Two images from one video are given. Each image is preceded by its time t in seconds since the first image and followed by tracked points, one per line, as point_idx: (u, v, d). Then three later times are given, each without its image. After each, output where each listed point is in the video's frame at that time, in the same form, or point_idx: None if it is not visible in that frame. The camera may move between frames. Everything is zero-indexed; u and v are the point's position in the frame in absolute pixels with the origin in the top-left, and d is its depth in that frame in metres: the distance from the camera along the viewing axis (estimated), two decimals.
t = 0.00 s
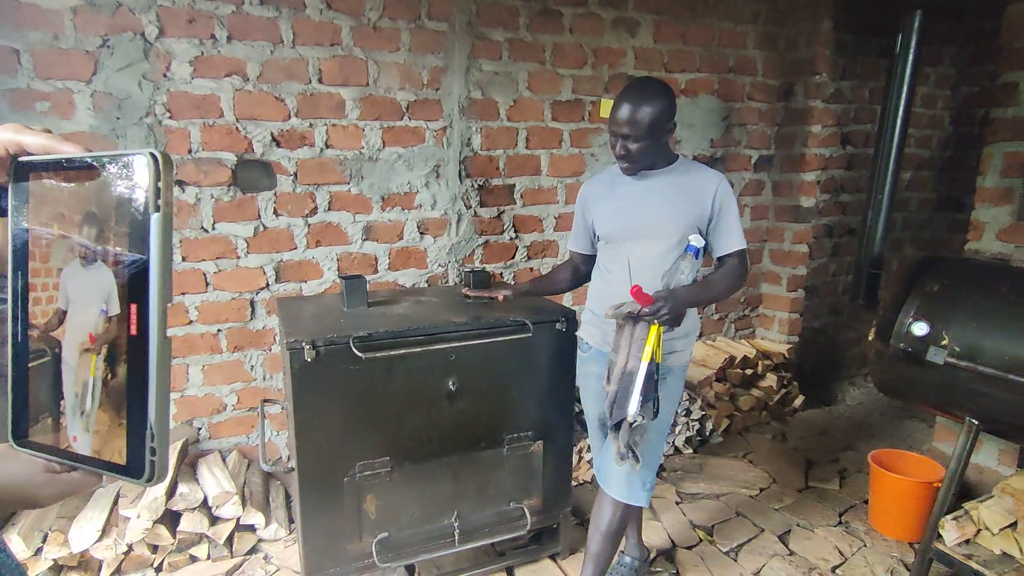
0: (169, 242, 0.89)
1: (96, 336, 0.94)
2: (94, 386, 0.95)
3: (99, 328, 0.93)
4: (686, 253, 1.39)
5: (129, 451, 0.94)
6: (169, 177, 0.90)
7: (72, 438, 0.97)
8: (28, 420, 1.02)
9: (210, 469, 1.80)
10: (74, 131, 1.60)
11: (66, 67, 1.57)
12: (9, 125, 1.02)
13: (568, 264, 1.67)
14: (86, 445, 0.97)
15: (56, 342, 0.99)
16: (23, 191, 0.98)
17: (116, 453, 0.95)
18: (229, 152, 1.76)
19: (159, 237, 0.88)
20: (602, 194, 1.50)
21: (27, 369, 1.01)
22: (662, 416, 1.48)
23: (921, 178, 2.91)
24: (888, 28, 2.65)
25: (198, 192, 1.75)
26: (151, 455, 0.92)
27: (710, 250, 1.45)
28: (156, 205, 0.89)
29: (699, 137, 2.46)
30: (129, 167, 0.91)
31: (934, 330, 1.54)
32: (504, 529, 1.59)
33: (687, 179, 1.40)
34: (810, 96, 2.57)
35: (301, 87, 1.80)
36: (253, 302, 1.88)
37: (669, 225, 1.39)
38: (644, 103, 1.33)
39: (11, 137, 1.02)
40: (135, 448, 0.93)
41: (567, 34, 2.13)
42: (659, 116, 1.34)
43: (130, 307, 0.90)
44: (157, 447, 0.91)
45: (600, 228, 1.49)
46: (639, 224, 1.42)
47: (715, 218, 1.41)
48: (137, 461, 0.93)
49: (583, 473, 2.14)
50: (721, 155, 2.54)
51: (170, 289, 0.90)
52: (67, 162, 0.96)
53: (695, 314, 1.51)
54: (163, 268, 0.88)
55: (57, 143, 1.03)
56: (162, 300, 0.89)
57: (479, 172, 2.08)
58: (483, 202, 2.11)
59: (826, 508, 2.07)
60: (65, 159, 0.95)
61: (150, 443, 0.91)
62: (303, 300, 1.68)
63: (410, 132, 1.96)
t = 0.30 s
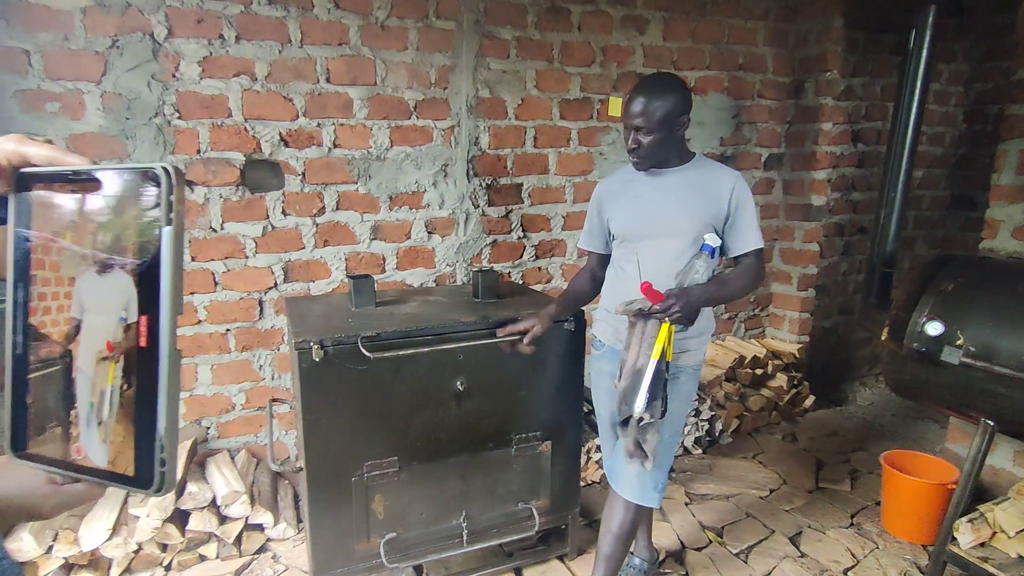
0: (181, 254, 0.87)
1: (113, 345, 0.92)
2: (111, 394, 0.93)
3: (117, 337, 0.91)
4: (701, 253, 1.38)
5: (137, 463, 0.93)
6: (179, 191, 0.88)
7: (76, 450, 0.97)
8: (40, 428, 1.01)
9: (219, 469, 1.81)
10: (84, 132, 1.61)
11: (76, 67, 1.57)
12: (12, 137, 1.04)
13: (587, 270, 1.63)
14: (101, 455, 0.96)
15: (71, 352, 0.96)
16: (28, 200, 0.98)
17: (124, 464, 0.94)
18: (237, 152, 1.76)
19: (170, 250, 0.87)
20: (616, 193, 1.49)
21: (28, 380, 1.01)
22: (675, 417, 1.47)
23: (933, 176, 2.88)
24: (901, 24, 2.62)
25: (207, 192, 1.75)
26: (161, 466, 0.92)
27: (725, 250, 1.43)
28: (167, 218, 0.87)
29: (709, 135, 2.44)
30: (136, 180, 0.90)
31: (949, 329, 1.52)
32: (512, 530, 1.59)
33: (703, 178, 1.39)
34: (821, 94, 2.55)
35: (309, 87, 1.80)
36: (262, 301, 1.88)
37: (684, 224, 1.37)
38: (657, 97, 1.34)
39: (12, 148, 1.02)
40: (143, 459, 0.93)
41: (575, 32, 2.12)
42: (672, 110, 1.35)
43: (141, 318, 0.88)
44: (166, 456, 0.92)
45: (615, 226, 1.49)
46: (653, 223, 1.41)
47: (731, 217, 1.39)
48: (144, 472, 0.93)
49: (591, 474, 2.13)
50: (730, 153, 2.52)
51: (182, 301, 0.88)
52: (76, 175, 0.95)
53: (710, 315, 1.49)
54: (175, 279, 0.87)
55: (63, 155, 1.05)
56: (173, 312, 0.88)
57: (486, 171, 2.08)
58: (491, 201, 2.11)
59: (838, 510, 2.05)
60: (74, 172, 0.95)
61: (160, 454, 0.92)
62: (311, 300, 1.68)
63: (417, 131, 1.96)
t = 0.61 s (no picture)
0: (179, 270, 0.90)
1: (122, 358, 0.92)
2: (118, 407, 0.94)
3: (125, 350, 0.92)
4: (708, 254, 1.36)
5: (134, 480, 0.95)
6: (180, 206, 0.90)
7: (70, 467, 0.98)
8: (39, 439, 1.00)
9: (223, 469, 1.81)
10: (89, 133, 1.61)
11: (81, 69, 1.58)
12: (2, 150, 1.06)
13: (592, 269, 1.62)
14: (107, 470, 0.96)
15: (75, 365, 0.96)
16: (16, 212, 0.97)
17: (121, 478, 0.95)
18: (241, 153, 1.76)
19: (170, 266, 0.89)
20: (625, 192, 1.48)
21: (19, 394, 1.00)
22: (679, 419, 1.46)
23: (939, 176, 2.86)
24: (906, 24, 2.61)
25: (211, 193, 1.75)
26: (161, 480, 0.94)
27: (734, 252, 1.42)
28: (167, 234, 0.89)
29: (713, 135, 2.44)
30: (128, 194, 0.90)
31: (956, 331, 1.51)
32: (516, 532, 1.58)
33: (713, 179, 1.38)
34: (826, 94, 2.54)
35: (313, 88, 1.80)
36: (266, 302, 1.88)
37: (692, 224, 1.37)
38: (669, 95, 1.33)
39: (3, 161, 1.04)
40: (139, 476, 0.95)
41: (579, 32, 2.11)
42: (684, 109, 1.34)
43: (138, 334, 0.91)
44: (166, 472, 0.94)
45: (623, 225, 1.48)
46: (661, 223, 1.40)
47: (741, 219, 1.38)
48: (141, 487, 0.95)
49: (595, 475, 2.12)
50: (735, 154, 2.51)
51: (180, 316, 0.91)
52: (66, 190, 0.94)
53: (717, 316, 1.48)
54: (174, 296, 0.90)
55: (53, 168, 1.07)
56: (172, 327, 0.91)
57: (490, 172, 2.07)
58: (494, 202, 2.10)
59: (844, 512, 2.03)
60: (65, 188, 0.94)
61: (160, 468, 0.94)
62: (314, 301, 1.68)
63: (421, 132, 1.96)
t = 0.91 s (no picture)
0: (169, 270, 0.88)
1: (120, 357, 0.90)
2: (118, 408, 0.91)
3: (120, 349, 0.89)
4: (706, 253, 1.37)
5: (127, 485, 0.93)
6: (169, 208, 0.88)
7: (56, 470, 0.96)
8: (35, 442, 0.98)
9: (223, 468, 1.81)
10: (91, 131, 1.61)
11: (83, 66, 1.58)
12: None
13: (592, 270, 1.62)
14: (108, 474, 0.93)
15: (74, 364, 0.94)
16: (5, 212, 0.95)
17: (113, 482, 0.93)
18: (242, 151, 1.76)
19: (160, 266, 0.87)
20: (623, 192, 1.48)
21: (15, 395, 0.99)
22: (678, 419, 1.45)
23: (942, 177, 2.85)
24: (909, 24, 2.60)
25: (212, 191, 1.75)
26: (151, 482, 0.93)
27: (733, 250, 1.42)
28: (157, 234, 0.87)
29: (715, 135, 2.43)
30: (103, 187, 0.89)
31: (959, 332, 1.50)
32: (516, 531, 1.58)
33: (710, 177, 1.38)
34: (829, 94, 2.53)
35: (315, 86, 1.80)
36: (267, 301, 1.88)
37: (691, 222, 1.37)
38: (673, 94, 1.33)
39: None
40: (132, 479, 0.93)
41: (581, 32, 2.11)
42: (700, 109, 1.36)
43: (129, 334, 0.88)
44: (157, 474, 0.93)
45: (622, 226, 1.48)
46: (660, 222, 1.40)
47: (739, 217, 1.38)
48: (135, 491, 0.93)
49: (595, 475, 2.12)
50: (737, 154, 2.50)
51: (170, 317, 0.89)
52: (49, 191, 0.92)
53: (717, 315, 1.48)
54: (163, 296, 0.87)
55: (38, 169, 1.15)
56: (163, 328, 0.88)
57: (491, 172, 2.07)
58: (496, 202, 2.10)
59: (845, 514, 2.03)
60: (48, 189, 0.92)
61: (152, 470, 0.92)
62: (315, 299, 1.68)
63: (423, 131, 1.96)
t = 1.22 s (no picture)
0: (150, 251, 0.88)
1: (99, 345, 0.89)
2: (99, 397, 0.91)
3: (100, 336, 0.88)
4: (703, 250, 1.36)
5: (108, 479, 0.93)
6: (148, 183, 0.88)
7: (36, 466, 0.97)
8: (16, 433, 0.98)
9: (222, 464, 1.80)
10: (90, 126, 1.61)
11: (83, 62, 1.58)
12: None
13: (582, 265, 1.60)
14: (89, 467, 0.93)
15: (56, 354, 0.95)
16: None
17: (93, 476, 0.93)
18: (242, 147, 1.76)
19: (139, 247, 0.87)
20: (618, 190, 1.47)
21: None
22: (678, 416, 1.45)
23: (942, 177, 2.85)
24: (910, 24, 2.60)
25: (212, 187, 1.75)
26: (133, 476, 0.93)
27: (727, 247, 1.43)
28: (136, 213, 0.87)
29: (715, 134, 2.43)
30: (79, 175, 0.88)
31: (958, 332, 1.50)
32: (514, 529, 1.58)
33: (706, 174, 1.39)
34: (829, 94, 2.53)
35: (314, 83, 1.80)
36: (266, 298, 1.88)
37: (689, 221, 1.37)
38: (672, 91, 1.33)
39: None
40: (113, 475, 0.93)
41: (582, 30, 2.11)
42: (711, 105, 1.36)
43: (108, 320, 0.88)
44: (138, 466, 0.92)
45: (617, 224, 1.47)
46: (657, 220, 1.39)
47: (733, 214, 1.40)
48: (116, 483, 0.93)
49: (594, 474, 2.12)
50: (736, 153, 2.50)
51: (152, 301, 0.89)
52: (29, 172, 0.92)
53: (714, 312, 1.48)
54: (143, 279, 0.88)
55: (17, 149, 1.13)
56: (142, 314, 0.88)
57: (491, 169, 2.07)
58: (495, 200, 2.10)
59: (843, 513, 2.03)
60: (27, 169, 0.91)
61: (133, 464, 0.92)
62: (314, 296, 1.68)
63: (423, 128, 1.95)
